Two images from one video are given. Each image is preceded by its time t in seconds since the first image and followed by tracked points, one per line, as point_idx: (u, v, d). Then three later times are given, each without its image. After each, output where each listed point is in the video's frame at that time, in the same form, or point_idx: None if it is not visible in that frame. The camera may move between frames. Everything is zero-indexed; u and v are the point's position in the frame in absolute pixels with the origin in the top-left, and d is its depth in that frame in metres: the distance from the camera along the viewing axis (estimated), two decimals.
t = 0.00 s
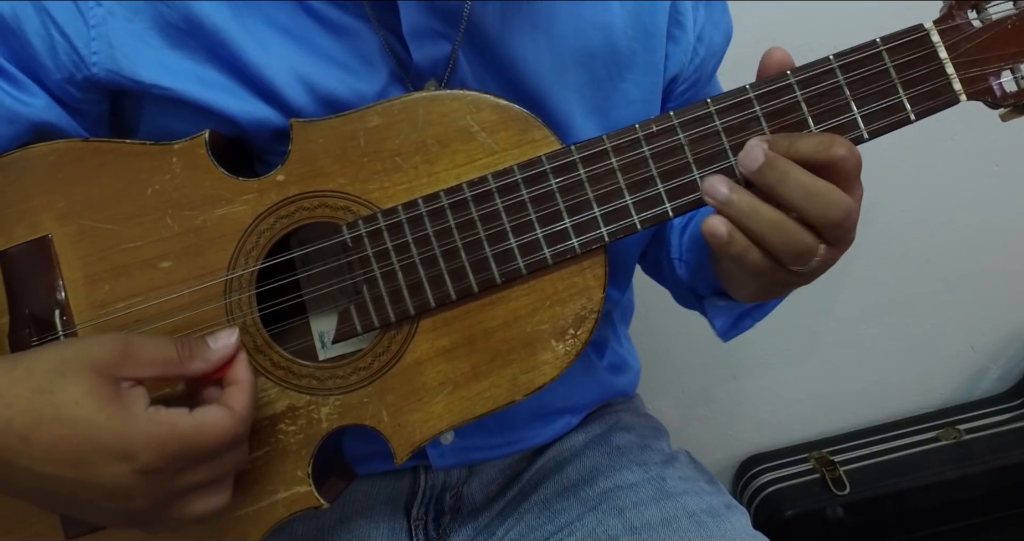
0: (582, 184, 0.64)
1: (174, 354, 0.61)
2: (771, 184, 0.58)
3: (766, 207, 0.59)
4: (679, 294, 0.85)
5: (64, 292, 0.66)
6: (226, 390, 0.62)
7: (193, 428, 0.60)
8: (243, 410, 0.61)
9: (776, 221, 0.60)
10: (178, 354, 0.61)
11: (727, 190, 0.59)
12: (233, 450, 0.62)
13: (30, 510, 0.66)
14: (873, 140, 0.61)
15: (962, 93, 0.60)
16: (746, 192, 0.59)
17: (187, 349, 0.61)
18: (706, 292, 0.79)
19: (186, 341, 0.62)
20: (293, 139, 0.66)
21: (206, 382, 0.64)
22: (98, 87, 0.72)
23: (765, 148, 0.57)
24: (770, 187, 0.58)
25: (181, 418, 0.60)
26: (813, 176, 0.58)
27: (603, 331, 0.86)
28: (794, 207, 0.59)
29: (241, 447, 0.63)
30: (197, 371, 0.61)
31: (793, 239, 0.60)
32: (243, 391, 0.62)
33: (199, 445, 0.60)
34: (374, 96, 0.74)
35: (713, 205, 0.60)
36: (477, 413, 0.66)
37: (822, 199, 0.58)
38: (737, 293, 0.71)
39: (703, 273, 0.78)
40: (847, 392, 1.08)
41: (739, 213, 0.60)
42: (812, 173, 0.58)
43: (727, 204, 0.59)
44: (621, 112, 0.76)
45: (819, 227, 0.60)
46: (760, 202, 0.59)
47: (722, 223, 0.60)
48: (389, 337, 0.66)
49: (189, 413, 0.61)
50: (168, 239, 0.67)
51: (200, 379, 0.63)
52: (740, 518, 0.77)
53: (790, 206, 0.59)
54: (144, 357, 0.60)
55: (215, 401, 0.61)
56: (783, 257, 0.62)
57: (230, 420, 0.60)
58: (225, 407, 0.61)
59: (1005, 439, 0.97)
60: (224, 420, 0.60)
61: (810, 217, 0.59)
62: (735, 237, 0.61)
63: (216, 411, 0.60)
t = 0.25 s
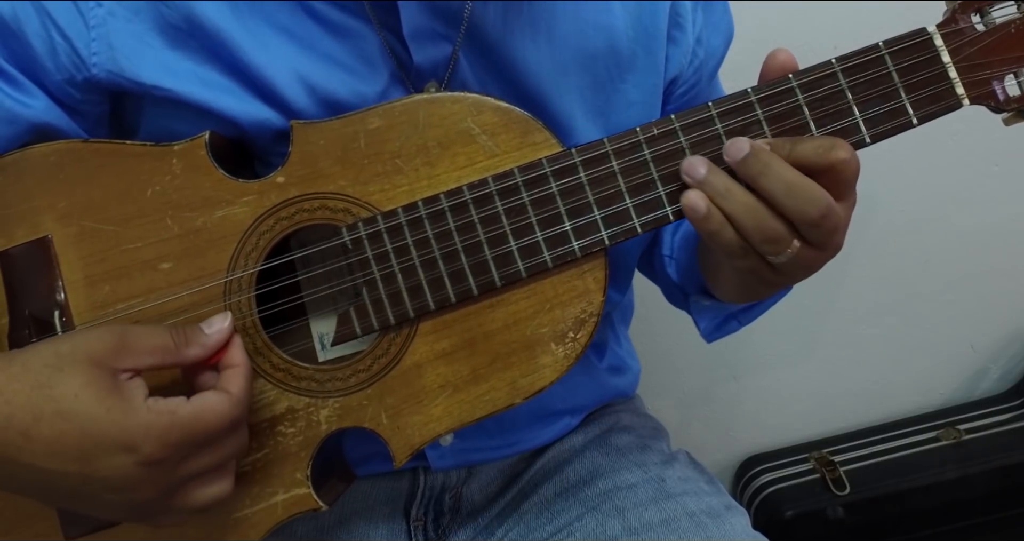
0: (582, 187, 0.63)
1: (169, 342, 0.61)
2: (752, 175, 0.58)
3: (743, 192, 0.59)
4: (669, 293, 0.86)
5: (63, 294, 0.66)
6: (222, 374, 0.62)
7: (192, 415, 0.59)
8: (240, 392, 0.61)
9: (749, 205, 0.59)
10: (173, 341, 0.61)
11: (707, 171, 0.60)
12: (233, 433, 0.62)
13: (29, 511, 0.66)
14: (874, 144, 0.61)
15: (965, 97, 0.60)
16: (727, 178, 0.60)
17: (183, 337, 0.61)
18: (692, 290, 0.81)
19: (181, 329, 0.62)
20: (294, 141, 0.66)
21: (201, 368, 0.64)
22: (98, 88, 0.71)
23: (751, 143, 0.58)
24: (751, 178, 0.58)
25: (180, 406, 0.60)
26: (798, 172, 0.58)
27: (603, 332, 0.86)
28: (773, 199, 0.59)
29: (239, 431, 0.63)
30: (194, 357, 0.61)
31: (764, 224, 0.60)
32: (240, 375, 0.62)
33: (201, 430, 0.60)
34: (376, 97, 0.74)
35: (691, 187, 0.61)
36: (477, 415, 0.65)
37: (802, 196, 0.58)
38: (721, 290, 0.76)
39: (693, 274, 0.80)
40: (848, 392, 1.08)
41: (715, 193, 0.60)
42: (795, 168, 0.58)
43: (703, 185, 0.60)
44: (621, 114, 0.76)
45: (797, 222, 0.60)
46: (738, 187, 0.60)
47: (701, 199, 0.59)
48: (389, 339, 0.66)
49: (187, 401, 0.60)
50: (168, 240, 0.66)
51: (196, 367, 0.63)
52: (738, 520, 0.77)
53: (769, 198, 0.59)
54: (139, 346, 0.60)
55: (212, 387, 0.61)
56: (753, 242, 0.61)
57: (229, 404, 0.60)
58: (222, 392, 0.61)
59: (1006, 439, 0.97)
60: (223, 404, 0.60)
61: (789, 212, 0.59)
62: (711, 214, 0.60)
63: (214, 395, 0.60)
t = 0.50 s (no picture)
0: (583, 189, 0.63)
1: (171, 336, 0.61)
2: (743, 174, 0.58)
3: (730, 188, 0.60)
4: (668, 293, 0.86)
5: (64, 294, 0.66)
6: (223, 370, 0.62)
7: (196, 407, 0.59)
8: (241, 386, 0.61)
9: (736, 201, 0.60)
10: (175, 336, 0.61)
11: (692, 166, 0.60)
12: (235, 428, 0.62)
13: (29, 511, 0.66)
14: (875, 146, 0.61)
15: (965, 99, 0.60)
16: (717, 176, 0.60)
17: (185, 333, 0.61)
18: (688, 289, 0.81)
19: (183, 325, 0.62)
20: (294, 142, 0.66)
21: (201, 364, 0.64)
22: (98, 88, 0.71)
23: (742, 142, 0.58)
24: (741, 176, 0.58)
25: (184, 400, 0.60)
26: (788, 172, 0.58)
27: (603, 332, 0.86)
28: (762, 198, 0.59)
29: (241, 425, 0.63)
30: (195, 352, 0.61)
31: (751, 221, 0.60)
32: (240, 370, 0.62)
33: (205, 425, 0.60)
34: (376, 98, 0.74)
35: (676, 181, 0.61)
36: (477, 417, 0.65)
37: (792, 196, 0.58)
38: (715, 288, 0.76)
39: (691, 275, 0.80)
40: (848, 391, 1.08)
41: (701, 189, 0.60)
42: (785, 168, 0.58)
43: (688, 180, 0.60)
44: (621, 113, 0.76)
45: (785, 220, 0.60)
46: (725, 183, 0.60)
47: (685, 195, 0.59)
48: (389, 340, 0.66)
49: (190, 395, 0.61)
50: (169, 241, 0.66)
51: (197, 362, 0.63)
52: (738, 520, 0.77)
53: (758, 196, 0.59)
54: (142, 342, 0.60)
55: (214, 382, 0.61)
56: (739, 237, 0.62)
57: (232, 397, 0.60)
58: (224, 386, 0.61)
59: (1007, 439, 0.97)
60: (225, 397, 0.60)
61: (778, 211, 0.59)
62: (696, 209, 0.60)
63: (216, 389, 0.60)
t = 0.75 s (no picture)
0: (582, 188, 0.63)
1: (173, 335, 0.60)
2: (741, 175, 0.58)
3: (727, 186, 0.59)
4: (668, 292, 0.86)
5: (63, 294, 0.66)
6: (224, 370, 0.62)
7: (197, 407, 0.59)
8: (242, 387, 0.61)
9: (734, 200, 0.59)
10: (177, 335, 0.61)
11: (689, 165, 0.60)
12: (236, 428, 0.62)
13: (29, 511, 0.66)
14: (875, 144, 0.61)
15: (966, 97, 0.59)
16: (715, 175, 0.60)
17: (187, 331, 0.61)
18: (689, 288, 0.82)
19: (185, 324, 0.62)
20: (293, 142, 0.66)
21: (202, 364, 0.64)
22: (97, 87, 0.71)
23: (743, 145, 0.58)
24: (739, 177, 0.58)
25: (186, 399, 0.60)
26: (787, 172, 0.58)
27: (604, 332, 0.86)
28: (760, 197, 0.59)
29: (242, 426, 0.63)
30: (197, 351, 0.61)
31: (748, 218, 0.60)
32: (241, 370, 0.62)
33: (207, 423, 0.60)
34: (375, 96, 0.74)
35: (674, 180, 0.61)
36: (477, 417, 0.65)
37: (791, 195, 0.58)
38: (715, 288, 0.76)
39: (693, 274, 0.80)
40: (847, 391, 1.07)
41: (698, 187, 0.60)
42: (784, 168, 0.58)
43: (685, 178, 0.60)
44: (621, 110, 0.75)
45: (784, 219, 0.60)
46: (723, 182, 0.59)
47: (682, 194, 0.59)
48: (389, 340, 0.66)
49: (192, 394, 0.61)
50: (168, 241, 0.66)
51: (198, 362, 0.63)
52: (739, 519, 0.77)
53: (756, 196, 0.59)
54: (144, 340, 0.60)
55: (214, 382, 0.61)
56: (736, 234, 0.61)
57: (233, 397, 0.60)
58: (225, 386, 0.61)
59: (1007, 439, 0.96)
60: (226, 397, 0.60)
61: (777, 210, 0.59)
62: (693, 207, 0.60)
63: (218, 389, 0.60)
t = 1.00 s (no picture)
0: (584, 192, 0.63)
1: (174, 335, 0.61)
2: (739, 183, 0.59)
3: (726, 192, 0.60)
4: (664, 287, 0.86)
5: (63, 295, 0.66)
6: (224, 372, 0.62)
7: (198, 408, 0.59)
8: (243, 389, 0.61)
9: (733, 206, 0.60)
10: (178, 336, 0.61)
11: (689, 169, 0.60)
12: (236, 430, 0.62)
13: (30, 512, 0.66)
14: (880, 149, 0.60)
15: (972, 102, 0.59)
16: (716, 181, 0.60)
17: (189, 332, 0.61)
18: (686, 287, 0.81)
19: (187, 324, 0.62)
20: (294, 144, 0.66)
21: (201, 365, 0.63)
22: (97, 88, 0.71)
23: (744, 154, 0.59)
24: (739, 184, 0.59)
25: (186, 400, 0.60)
26: (786, 180, 0.58)
27: (606, 334, 0.86)
28: (759, 204, 0.59)
29: (243, 428, 0.63)
30: (197, 352, 0.61)
31: (748, 224, 0.60)
32: (242, 372, 0.62)
33: (207, 424, 0.60)
34: (376, 96, 0.73)
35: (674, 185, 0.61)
36: (477, 421, 0.65)
37: (790, 203, 0.58)
38: (713, 290, 0.76)
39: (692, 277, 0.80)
40: (847, 391, 1.07)
41: (697, 192, 0.60)
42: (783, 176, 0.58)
43: (685, 184, 0.60)
44: (622, 109, 0.75)
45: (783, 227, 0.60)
46: (722, 188, 0.60)
47: (681, 199, 0.60)
48: (389, 343, 0.65)
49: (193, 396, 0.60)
50: (168, 243, 0.66)
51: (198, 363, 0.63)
52: (739, 520, 0.76)
53: (755, 203, 0.59)
54: (145, 341, 0.60)
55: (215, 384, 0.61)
56: (735, 239, 0.62)
57: (234, 398, 0.60)
58: (225, 388, 0.61)
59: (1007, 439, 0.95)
60: (227, 398, 0.60)
61: (776, 218, 0.59)
62: (693, 212, 0.60)
63: (218, 390, 0.60)
